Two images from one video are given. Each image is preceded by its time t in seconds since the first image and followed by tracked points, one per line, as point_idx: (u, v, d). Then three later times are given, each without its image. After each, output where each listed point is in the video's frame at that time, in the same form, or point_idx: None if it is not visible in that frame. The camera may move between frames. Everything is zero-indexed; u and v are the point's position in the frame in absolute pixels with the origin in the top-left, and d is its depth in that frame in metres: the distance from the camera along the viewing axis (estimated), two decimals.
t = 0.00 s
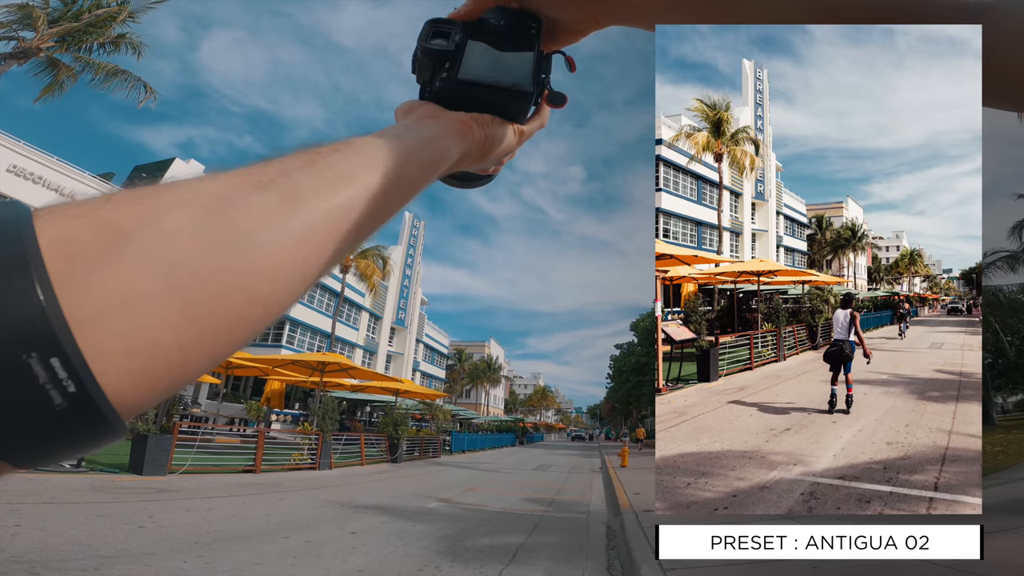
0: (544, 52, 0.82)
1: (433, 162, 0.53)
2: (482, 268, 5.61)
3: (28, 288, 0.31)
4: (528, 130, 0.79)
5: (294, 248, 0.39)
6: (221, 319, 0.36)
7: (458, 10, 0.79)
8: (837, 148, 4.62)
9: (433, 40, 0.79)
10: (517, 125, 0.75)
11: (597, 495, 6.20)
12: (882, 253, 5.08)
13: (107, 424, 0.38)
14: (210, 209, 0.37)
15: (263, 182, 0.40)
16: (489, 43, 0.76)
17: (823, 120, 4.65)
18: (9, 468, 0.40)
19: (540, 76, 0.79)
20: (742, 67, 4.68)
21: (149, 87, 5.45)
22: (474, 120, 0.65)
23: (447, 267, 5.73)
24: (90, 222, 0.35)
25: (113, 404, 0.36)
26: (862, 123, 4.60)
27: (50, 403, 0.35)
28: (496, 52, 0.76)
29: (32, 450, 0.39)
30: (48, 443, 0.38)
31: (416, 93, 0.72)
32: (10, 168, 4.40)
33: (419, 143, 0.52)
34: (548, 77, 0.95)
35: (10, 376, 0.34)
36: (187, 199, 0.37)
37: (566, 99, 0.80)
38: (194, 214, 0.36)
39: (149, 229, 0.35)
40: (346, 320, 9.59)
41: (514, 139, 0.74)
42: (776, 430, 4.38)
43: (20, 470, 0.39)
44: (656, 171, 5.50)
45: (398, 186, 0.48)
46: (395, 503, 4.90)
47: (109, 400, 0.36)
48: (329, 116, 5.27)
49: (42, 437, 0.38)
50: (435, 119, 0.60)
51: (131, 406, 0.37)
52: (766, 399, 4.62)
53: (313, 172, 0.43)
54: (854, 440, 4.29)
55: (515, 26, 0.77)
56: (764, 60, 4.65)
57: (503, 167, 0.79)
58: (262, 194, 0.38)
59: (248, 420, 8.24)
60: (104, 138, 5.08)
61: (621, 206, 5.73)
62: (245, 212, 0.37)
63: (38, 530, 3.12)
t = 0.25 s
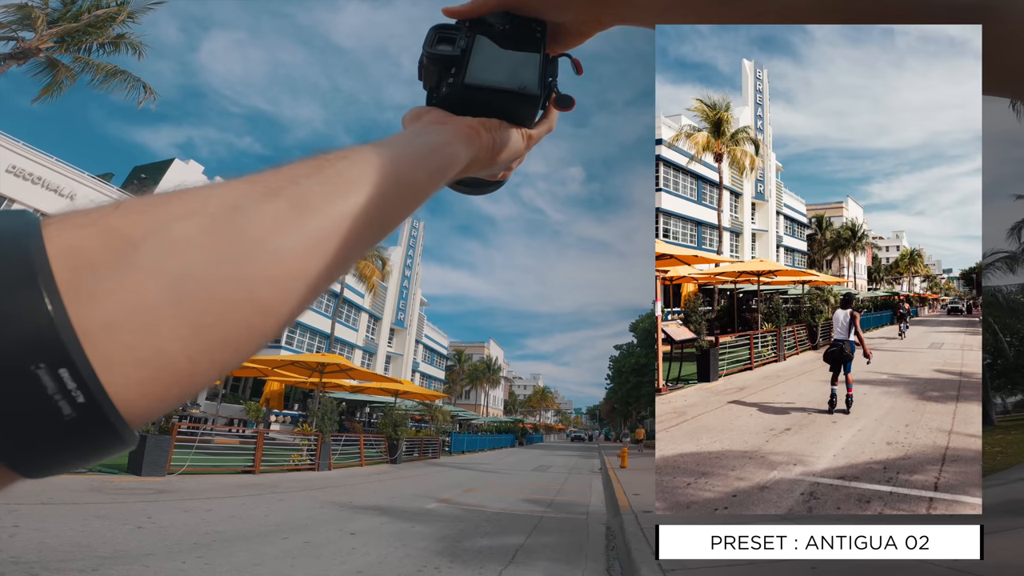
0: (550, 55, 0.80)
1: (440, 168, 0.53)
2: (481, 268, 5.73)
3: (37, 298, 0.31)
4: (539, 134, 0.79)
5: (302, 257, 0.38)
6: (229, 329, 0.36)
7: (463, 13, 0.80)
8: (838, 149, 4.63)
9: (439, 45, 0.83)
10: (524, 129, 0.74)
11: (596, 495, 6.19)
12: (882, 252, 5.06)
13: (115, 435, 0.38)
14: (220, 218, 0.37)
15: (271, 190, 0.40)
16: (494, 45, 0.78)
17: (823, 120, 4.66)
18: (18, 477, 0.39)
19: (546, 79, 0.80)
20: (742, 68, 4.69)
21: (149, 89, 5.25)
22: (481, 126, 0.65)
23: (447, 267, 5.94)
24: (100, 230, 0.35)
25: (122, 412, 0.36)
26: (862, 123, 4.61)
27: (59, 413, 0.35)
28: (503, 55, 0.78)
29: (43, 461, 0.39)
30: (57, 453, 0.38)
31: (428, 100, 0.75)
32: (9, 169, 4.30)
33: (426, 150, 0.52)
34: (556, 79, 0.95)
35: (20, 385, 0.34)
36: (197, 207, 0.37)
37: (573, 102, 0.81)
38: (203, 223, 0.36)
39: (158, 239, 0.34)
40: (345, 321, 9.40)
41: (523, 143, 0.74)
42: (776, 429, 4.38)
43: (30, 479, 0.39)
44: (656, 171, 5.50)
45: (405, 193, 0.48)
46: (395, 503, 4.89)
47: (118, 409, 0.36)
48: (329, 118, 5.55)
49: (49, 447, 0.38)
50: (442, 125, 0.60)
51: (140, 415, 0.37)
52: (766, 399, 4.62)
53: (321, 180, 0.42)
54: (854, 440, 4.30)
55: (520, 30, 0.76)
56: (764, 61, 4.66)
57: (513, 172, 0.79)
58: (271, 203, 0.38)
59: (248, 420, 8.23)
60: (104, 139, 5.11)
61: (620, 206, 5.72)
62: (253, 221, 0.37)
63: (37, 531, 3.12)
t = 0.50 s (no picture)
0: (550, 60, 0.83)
1: (442, 173, 0.53)
2: (481, 269, 5.68)
3: (37, 304, 0.31)
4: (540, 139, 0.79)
5: (303, 263, 0.38)
6: (231, 333, 0.36)
7: (463, 20, 0.82)
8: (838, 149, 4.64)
9: (440, 50, 0.83)
10: (524, 134, 0.74)
11: (595, 496, 6.19)
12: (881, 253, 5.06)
13: (117, 441, 0.38)
14: (221, 223, 0.37)
15: (274, 195, 0.40)
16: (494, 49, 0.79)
17: (823, 121, 4.67)
18: (18, 482, 0.39)
19: (546, 83, 0.80)
20: (741, 68, 4.70)
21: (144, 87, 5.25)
22: (482, 131, 0.65)
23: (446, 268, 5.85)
24: (101, 237, 0.35)
25: (124, 418, 0.36)
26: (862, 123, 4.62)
27: (60, 419, 0.35)
28: (504, 59, 0.78)
29: (48, 466, 0.39)
30: (58, 459, 0.38)
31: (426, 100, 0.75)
32: (8, 169, 4.27)
33: (427, 154, 0.52)
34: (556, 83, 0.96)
35: (22, 391, 0.34)
36: (199, 213, 0.37)
37: (574, 107, 0.81)
38: (204, 229, 0.36)
39: (159, 244, 0.34)
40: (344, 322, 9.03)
41: (522, 148, 0.74)
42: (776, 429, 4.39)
43: (31, 485, 0.39)
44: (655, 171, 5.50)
45: (406, 198, 0.48)
46: (394, 504, 4.89)
47: (119, 415, 0.35)
48: (328, 117, 5.57)
49: (51, 452, 0.37)
50: (443, 130, 0.60)
51: (142, 420, 0.37)
52: (766, 399, 4.63)
53: (321, 185, 0.42)
54: (854, 440, 4.30)
55: (520, 36, 0.78)
56: (764, 60, 4.67)
57: (513, 176, 0.79)
58: (273, 208, 0.38)
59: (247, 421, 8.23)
60: (104, 139, 5.24)
61: (620, 206, 5.71)
62: (254, 227, 0.37)
63: (36, 532, 3.12)
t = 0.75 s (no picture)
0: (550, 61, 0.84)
1: (439, 174, 0.53)
2: (481, 270, 5.46)
3: (33, 301, 0.31)
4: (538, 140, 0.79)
5: (300, 262, 0.38)
6: (226, 332, 0.36)
7: (464, 21, 0.83)
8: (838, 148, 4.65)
9: (440, 49, 0.83)
10: (523, 135, 0.74)
11: (595, 497, 6.18)
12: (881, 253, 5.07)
13: (111, 439, 0.38)
14: (218, 222, 0.37)
15: (272, 194, 0.40)
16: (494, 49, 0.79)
17: (823, 121, 4.67)
18: (13, 480, 0.39)
19: (546, 84, 0.80)
20: (741, 68, 4.70)
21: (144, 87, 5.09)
22: (481, 131, 0.65)
23: (446, 269, 5.47)
24: (97, 235, 0.35)
25: (118, 416, 0.36)
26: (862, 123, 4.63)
27: (54, 417, 0.35)
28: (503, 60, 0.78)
29: (44, 463, 0.39)
30: (53, 456, 0.38)
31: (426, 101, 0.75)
32: (7, 170, 4.28)
33: (426, 154, 0.52)
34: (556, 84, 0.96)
35: (17, 389, 0.34)
36: (197, 211, 0.37)
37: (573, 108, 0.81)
38: (201, 227, 0.36)
39: (155, 243, 0.34)
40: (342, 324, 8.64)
41: (521, 149, 0.74)
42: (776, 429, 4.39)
43: (26, 483, 0.39)
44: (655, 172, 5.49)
45: (403, 199, 0.48)
46: (394, 505, 4.88)
47: (113, 414, 0.35)
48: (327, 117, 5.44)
49: (46, 451, 0.37)
50: (442, 130, 0.60)
51: (136, 418, 0.37)
52: (766, 399, 4.63)
53: (319, 184, 0.42)
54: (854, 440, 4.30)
55: (520, 36, 0.79)
56: (764, 60, 4.67)
57: (511, 177, 0.79)
58: (270, 206, 0.38)
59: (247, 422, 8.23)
60: (103, 140, 5.01)
61: (620, 206, 5.72)
62: (251, 225, 0.37)
63: (35, 532, 3.12)
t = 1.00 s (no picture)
0: (549, 62, 0.84)
1: (439, 173, 0.53)
2: (481, 271, 5.48)
3: (31, 297, 0.31)
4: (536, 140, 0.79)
5: (300, 261, 0.38)
6: (225, 330, 0.36)
7: (464, 21, 0.83)
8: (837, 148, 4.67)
9: (440, 49, 0.82)
10: (521, 135, 0.74)
11: (594, 497, 6.18)
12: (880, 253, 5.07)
13: (109, 434, 0.38)
14: (217, 220, 0.37)
15: (271, 193, 0.40)
16: (493, 51, 0.78)
17: (823, 121, 4.68)
18: (9, 477, 0.39)
19: (546, 85, 0.80)
20: (742, 68, 4.70)
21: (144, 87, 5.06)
22: (479, 131, 0.65)
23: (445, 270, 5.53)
24: (97, 232, 0.35)
25: (115, 412, 0.36)
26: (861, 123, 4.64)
27: (51, 414, 0.35)
28: (501, 60, 0.78)
29: (42, 459, 0.39)
30: (51, 452, 0.38)
31: (424, 100, 0.75)
32: (6, 170, 4.29)
33: (424, 154, 0.52)
34: (556, 85, 0.96)
35: (15, 386, 0.34)
36: (196, 210, 0.37)
37: (571, 109, 0.81)
38: (200, 225, 0.36)
39: (154, 240, 0.34)
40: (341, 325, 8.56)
41: (519, 149, 0.74)
42: (775, 429, 4.38)
43: (23, 480, 0.39)
44: (655, 172, 5.49)
45: (401, 198, 0.48)
46: (393, 505, 4.88)
47: (111, 411, 0.35)
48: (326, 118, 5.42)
49: (44, 446, 0.37)
50: (442, 129, 0.60)
51: (133, 416, 0.36)
52: (766, 398, 4.63)
53: (319, 184, 0.42)
54: (854, 440, 4.30)
55: (520, 37, 0.79)
56: (764, 60, 4.67)
57: (509, 177, 0.79)
58: (269, 205, 0.38)
59: (246, 423, 8.22)
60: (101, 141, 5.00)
61: (620, 207, 5.72)
62: (251, 224, 0.37)
63: (34, 532, 3.12)
